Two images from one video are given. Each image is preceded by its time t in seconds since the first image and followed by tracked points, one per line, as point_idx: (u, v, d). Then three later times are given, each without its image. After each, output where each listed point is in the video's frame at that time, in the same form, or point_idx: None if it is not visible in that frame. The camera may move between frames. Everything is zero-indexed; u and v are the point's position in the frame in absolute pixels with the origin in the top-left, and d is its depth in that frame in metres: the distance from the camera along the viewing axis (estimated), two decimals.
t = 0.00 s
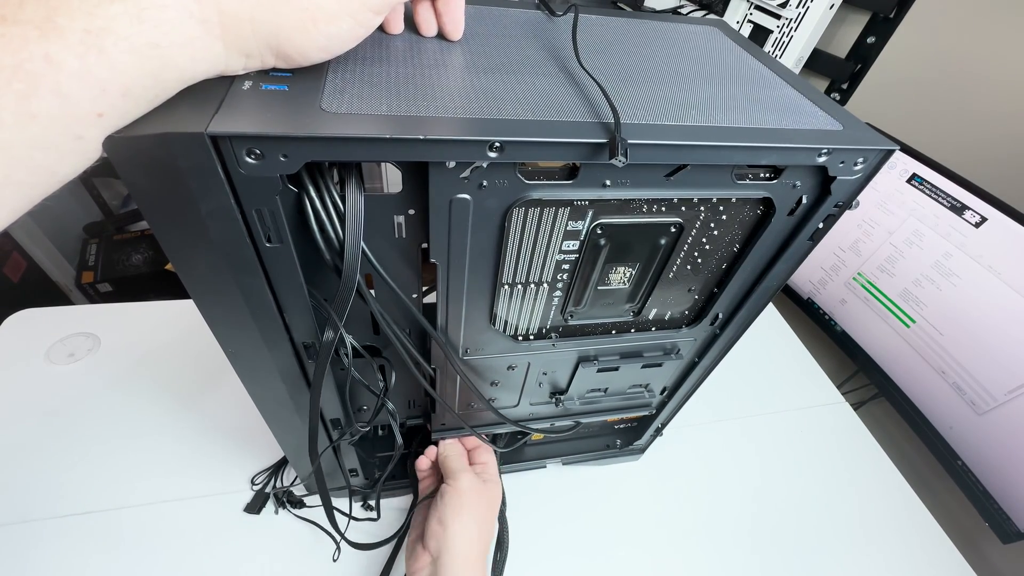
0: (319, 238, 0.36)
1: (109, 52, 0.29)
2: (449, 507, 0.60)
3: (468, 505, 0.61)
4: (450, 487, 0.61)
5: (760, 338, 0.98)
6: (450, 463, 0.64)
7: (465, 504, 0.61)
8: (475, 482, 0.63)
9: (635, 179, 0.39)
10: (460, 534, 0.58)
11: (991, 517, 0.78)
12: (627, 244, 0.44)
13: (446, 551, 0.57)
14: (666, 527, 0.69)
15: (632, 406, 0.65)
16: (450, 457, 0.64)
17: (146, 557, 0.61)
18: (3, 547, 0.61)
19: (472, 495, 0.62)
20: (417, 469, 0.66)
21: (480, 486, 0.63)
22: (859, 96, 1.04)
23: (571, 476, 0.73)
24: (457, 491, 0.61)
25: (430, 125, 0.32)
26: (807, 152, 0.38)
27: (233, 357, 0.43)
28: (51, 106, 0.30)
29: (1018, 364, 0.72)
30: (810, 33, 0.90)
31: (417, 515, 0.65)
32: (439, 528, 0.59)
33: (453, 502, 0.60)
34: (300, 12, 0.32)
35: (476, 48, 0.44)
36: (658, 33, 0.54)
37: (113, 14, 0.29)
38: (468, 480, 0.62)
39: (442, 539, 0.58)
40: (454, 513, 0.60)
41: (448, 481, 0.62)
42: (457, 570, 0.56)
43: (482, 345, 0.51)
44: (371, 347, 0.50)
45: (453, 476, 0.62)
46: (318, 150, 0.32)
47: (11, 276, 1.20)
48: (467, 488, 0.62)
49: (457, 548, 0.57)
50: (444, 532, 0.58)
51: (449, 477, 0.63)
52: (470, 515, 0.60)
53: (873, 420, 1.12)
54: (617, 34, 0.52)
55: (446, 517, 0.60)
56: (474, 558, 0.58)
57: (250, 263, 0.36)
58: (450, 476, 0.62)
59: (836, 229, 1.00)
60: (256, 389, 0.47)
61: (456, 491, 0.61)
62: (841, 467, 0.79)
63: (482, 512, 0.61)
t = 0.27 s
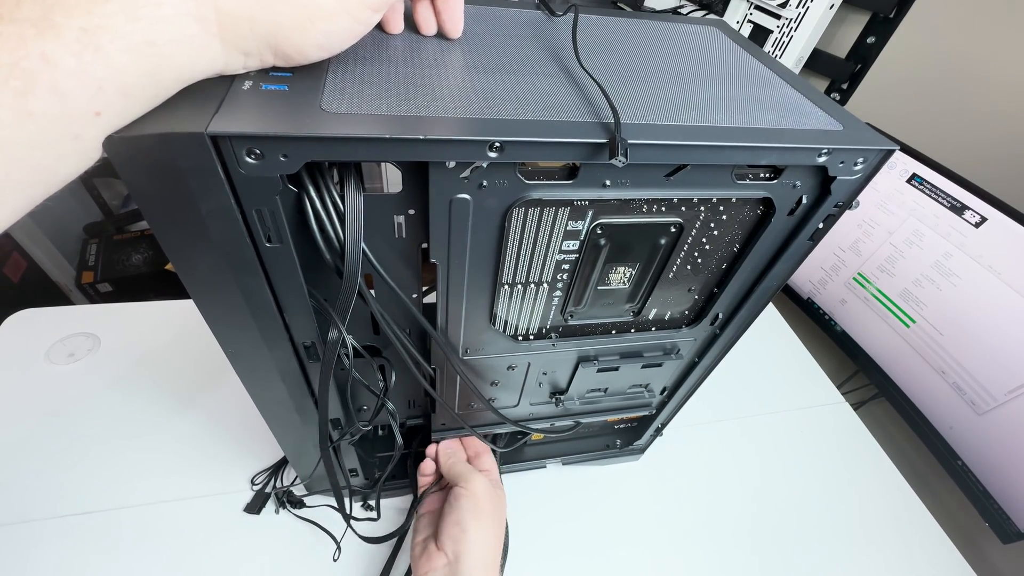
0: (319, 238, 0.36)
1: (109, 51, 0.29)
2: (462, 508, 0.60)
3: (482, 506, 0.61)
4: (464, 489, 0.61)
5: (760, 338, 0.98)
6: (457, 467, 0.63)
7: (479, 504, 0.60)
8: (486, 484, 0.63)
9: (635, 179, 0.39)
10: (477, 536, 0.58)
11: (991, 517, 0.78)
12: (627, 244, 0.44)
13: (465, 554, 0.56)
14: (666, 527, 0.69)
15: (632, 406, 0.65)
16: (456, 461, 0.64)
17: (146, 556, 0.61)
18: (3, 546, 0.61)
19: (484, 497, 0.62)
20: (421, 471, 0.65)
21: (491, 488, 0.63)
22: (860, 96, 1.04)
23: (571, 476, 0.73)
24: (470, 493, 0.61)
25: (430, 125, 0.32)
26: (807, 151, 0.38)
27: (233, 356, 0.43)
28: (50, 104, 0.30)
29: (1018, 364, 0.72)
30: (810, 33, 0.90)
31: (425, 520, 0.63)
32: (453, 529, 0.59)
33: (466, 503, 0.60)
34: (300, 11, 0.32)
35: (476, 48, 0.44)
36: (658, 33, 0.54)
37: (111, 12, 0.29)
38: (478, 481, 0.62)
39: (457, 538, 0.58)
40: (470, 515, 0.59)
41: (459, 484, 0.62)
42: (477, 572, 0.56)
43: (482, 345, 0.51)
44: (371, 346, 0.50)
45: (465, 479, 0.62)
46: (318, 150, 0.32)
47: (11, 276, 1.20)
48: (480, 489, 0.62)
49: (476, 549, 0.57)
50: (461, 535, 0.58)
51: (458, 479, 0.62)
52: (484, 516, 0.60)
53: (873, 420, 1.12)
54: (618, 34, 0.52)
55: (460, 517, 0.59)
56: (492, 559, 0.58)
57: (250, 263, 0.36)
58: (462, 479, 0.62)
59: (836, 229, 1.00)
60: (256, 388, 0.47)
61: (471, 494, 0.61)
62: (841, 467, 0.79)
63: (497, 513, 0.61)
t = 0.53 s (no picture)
0: (318, 240, 0.36)
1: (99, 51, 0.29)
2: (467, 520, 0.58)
3: (486, 517, 0.59)
4: (466, 501, 0.59)
5: (761, 338, 0.98)
6: (460, 476, 0.61)
7: (484, 515, 0.59)
8: (489, 493, 0.62)
9: (635, 180, 0.38)
10: (479, 550, 0.57)
11: (991, 517, 0.78)
12: (627, 245, 0.44)
13: (467, 568, 0.55)
14: (665, 527, 0.69)
15: (632, 407, 0.65)
16: (458, 470, 0.62)
17: (144, 558, 0.60)
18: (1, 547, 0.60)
19: (488, 507, 0.60)
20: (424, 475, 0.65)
21: (493, 497, 0.61)
22: (860, 96, 1.04)
23: (571, 476, 0.73)
24: (474, 504, 0.59)
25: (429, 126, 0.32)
26: (808, 153, 0.38)
27: (231, 358, 0.43)
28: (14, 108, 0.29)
29: (1018, 364, 0.72)
30: (810, 33, 0.90)
31: (427, 528, 0.62)
32: (457, 541, 0.57)
33: (471, 515, 0.59)
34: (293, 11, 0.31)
35: (476, 48, 0.44)
36: (659, 33, 0.54)
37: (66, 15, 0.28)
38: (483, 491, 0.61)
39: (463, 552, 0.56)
40: (473, 528, 0.58)
41: (460, 494, 0.60)
42: None
43: (482, 346, 0.51)
44: (371, 348, 0.50)
45: (466, 489, 0.60)
46: (317, 152, 0.31)
47: (11, 276, 1.19)
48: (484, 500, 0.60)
49: (478, 563, 0.56)
50: (463, 548, 0.56)
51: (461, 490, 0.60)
52: (488, 526, 0.59)
53: (873, 420, 1.12)
54: (618, 34, 0.52)
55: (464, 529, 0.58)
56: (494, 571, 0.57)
57: (249, 265, 0.36)
58: (465, 490, 0.60)
59: (836, 229, 1.00)
60: (255, 391, 0.46)
61: (472, 505, 0.59)
62: (841, 467, 0.79)
63: (499, 523, 0.60)
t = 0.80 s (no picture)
0: (318, 239, 0.36)
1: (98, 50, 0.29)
2: (473, 507, 0.59)
3: (492, 505, 0.60)
4: (472, 487, 0.61)
5: (760, 338, 0.98)
6: (468, 466, 0.64)
7: (489, 502, 0.60)
8: (495, 483, 0.63)
9: (635, 180, 0.38)
10: (486, 534, 0.57)
11: (991, 517, 0.78)
12: (627, 245, 0.44)
13: (475, 551, 0.56)
14: (665, 526, 0.69)
15: (632, 407, 0.65)
16: (466, 462, 0.64)
17: (144, 557, 0.60)
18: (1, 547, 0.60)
19: (493, 495, 0.61)
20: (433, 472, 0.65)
21: (500, 488, 0.63)
22: (861, 95, 1.04)
23: (571, 476, 0.73)
24: (479, 492, 0.60)
25: (429, 126, 0.32)
26: (808, 152, 0.38)
27: (232, 358, 0.43)
28: None
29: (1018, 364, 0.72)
30: (810, 33, 0.90)
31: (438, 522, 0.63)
32: (464, 527, 0.58)
33: (477, 502, 0.60)
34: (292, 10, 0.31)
35: (476, 48, 0.44)
36: (658, 33, 0.54)
37: None
38: (488, 479, 0.62)
39: (469, 536, 0.57)
40: (479, 513, 0.59)
41: (468, 483, 0.61)
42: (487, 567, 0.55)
43: (482, 346, 0.51)
44: (371, 348, 0.50)
45: (473, 477, 0.62)
46: (317, 152, 0.31)
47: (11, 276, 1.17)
48: (488, 488, 0.61)
49: (485, 546, 0.56)
50: (470, 532, 0.57)
51: (467, 479, 0.62)
52: (494, 514, 0.60)
53: (873, 420, 1.12)
54: (618, 34, 0.52)
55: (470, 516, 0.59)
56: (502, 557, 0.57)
57: (249, 264, 0.36)
58: (471, 478, 0.62)
59: (836, 229, 1.00)
60: (255, 390, 0.47)
61: (479, 493, 0.60)
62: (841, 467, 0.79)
63: (506, 513, 0.61)
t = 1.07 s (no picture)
0: (318, 239, 0.35)
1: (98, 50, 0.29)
2: (472, 488, 0.60)
3: (491, 488, 0.61)
4: (473, 470, 0.62)
5: (760, 338, 0.98)
6: (470, 449, 0.64)
7: (489, 485, 0.61)
8: (495, 468, 0.64)
9: (635, 180, 0.38)
10: (483, 516, 0.59)
11: (991, 517, 0.78)
12: (627, 245, 0.44)
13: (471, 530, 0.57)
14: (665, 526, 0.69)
15: (632, 407, 0.65)
16: (468, 446, 0.65)
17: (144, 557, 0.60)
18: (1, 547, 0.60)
19: (493, 479, 0.62)
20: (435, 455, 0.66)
21: (499, 474, 0.64)
22: (861, 95, 1.03)
23: (571, 476, 0.73)
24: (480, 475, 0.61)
25: (429, 126, 0.32)
26: (808, 152, 0.38)
27: (232, 358, 0.43)
28: None
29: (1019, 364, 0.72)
30: (810, 33, 0.90)
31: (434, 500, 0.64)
32: (461, 507, 0.59)
33: (477, 484, 0.61)
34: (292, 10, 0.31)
35: (476, 48, 0.44)
36: (658, 33, 0.54)
37: None
38: (490, 463, 0.63)
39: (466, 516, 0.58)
40: (478, 496, 0.60)
41: (468, 465, 0.62)
42: (480, 548, 0.56)
43: (482, 345, 0.50)
44: (371, 347, 0.50)
45: (474, 461, 0.63)
46: (317, 152, 0.31)
47: (11, 276, 1.16)
48: (489, 472, 0.62)
49: (481, 527, 0.58)
50: (468, 512, 0.58)
51: (469, 462, 0.63)
52: (493, 497, 0.61)
53: (873, 420, 1.12)
54: (617, 34, 0.52)
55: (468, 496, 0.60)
56: (496, 540, 0.58)
57: (249, 264, 0.36)
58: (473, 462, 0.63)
59: (836, 229, 1.00)
60: (255, 390, 0.46)
61: (479, 476, 0.61)
62: (841, 467, 0.79)
63: (504, 497, 0.62)
